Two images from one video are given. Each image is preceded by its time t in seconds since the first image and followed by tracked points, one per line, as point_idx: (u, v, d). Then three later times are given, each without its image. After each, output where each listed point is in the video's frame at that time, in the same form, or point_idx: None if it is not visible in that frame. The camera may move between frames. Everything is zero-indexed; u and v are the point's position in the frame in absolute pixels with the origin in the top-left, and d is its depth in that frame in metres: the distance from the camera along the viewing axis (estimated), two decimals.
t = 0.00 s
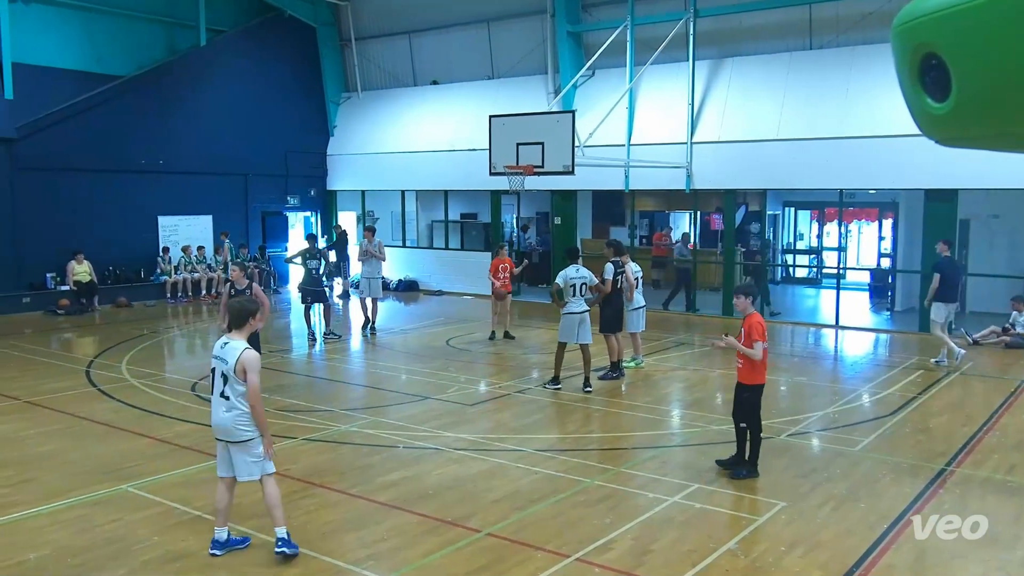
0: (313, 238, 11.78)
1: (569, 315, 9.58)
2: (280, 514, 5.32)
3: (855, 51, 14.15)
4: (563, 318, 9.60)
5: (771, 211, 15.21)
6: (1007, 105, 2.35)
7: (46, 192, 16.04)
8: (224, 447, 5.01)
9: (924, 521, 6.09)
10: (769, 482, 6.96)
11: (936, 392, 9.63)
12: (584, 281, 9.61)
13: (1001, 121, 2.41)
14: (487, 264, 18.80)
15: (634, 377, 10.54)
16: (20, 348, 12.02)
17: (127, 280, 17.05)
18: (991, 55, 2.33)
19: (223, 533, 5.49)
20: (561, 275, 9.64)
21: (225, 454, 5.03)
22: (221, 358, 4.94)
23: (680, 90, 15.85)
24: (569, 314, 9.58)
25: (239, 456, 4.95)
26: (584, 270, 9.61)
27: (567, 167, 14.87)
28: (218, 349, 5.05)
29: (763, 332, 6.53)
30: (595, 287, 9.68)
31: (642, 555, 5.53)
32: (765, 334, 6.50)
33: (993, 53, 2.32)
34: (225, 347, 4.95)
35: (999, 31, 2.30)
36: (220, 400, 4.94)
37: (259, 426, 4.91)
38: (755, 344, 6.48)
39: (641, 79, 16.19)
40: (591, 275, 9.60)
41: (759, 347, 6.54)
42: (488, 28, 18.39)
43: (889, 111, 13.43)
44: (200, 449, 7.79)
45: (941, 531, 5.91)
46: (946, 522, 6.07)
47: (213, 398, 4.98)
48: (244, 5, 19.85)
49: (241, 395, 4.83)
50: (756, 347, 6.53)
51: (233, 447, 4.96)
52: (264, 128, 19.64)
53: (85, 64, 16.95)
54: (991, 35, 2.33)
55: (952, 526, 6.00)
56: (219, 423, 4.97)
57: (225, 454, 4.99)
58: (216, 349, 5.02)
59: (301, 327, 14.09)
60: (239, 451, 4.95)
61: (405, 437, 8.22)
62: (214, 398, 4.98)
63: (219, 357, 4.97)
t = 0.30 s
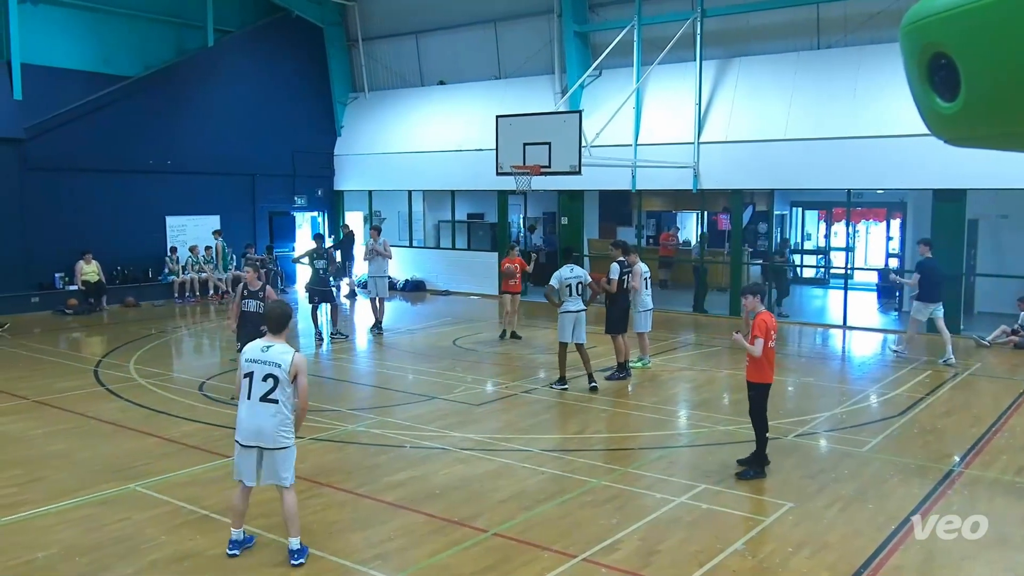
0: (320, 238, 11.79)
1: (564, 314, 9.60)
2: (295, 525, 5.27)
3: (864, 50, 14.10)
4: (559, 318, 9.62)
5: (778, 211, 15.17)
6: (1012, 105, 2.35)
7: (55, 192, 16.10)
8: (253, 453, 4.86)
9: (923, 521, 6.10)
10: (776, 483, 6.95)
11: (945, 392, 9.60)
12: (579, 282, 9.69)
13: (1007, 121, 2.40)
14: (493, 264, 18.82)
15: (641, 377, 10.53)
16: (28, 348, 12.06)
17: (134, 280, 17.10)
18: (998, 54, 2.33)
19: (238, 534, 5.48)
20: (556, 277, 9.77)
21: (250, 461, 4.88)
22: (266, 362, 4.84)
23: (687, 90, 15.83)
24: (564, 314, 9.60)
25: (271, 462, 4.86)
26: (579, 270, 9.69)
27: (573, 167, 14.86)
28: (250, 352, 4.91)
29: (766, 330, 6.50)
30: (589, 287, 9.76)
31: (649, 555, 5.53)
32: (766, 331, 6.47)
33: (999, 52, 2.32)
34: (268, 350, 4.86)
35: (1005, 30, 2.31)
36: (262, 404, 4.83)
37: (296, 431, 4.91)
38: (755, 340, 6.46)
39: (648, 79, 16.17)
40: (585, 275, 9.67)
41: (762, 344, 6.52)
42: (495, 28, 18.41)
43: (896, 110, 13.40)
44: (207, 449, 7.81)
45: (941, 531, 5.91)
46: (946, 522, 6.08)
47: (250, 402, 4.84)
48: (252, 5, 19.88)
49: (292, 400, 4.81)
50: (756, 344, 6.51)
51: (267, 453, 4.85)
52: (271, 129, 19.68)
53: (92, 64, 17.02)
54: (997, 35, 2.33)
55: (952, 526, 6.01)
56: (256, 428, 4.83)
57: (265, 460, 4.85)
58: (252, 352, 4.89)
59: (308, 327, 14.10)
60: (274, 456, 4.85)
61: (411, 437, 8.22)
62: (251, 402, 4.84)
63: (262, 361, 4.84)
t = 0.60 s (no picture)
0: (328, 238, 11.81)
1: (567, 314, 9.60)
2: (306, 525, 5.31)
3: (874, 50, 14.04)
4: (562, 318, 9.63)
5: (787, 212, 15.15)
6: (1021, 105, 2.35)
7: (65, 193, 16.17)
8: (282, 458, 4.77)
9: (925, 521, 6.09)
10: (785, 484, 6.93)
11: (955, 393, 9.55)
12: (578, 280, 9.61)
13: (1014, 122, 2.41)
14: (502, 264, 18.83)
15: (649, 377, 10.52)
16: (39, 347, 12.13)
17: (144, 280, 17.16)
18: (1004, 52, 2.33)
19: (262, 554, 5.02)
20: (555, 276, 9.69)
21: (278, 467, 4.77)
22: (294, 362, 4.82)
23: (695, 90, 15.80)
24: (567, 313, 9.60)
25: (300, 464, 4.82)
26: (578, 269, 9.60)
27: (582, 167, 14.85)
28: (270, 355, 4.82)
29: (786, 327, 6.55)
30: (589, 285, 9.68)
31: (657, 556, 5.52)
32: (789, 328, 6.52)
33: (1005, 52, 2.33)
34: (292, 352, 4.84)
35: (1012, 29, 2.31)
36: (294, 406, 4.79)
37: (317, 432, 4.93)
38: (781, 336, 6.48)
39: (656, 79, 16.14)
40: (584, 273, 9.58)
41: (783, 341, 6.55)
42: (503, 28, 18.42)
43: (907, 110, 13.34)
44: (216, 448, 7.83)
45: (941, 531, 5.91)
46: (946, 522, 6.08)
47: (281, 405, 4.76)
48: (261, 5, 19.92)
49: (320, 398, 4.86)
50: (781, 341, 6.51)
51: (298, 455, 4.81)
52: (280, 129, 19.72)
53: (102, 64, 17.11)
54: (1005, 34, 2.33)
55: (952, 526, 6.00)
56: (288, 430, 4.76)
57: (299, 462, 4.82)
58: (276, 355, 4.82)
59: (316, 327, 14.12)
60: (304, 458, 4.83)
61: (419, 437, 8.23)
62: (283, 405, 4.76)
63: (288, 363, 4.80)
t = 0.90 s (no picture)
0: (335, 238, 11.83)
1: (572, 314, 9.60)
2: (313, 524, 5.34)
3: (881, 49, 14.00)
4: (567, 318, 9.63)
5: (796, 213, 14.96)
6: None
7: (74, 193, 16.24)
8: (305, 465, 4.80)
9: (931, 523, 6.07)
10: (792, 485, 6.92)
11: (962, 394, 9.52)
12: (584, 281, 9.59)
13: None
14: (508, 264, 18.84)
15: (656, 377, 10.51)
16: (48, 346, 12.18)
17: (151, 280, 17.22)
18: (1013, 51, 2.32)
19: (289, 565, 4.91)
20: (561, 276, 9.67)
21: (300, 475, 4.80)
22: (306, 368, 4.83)
23: (702, 90, 15.78)
24: (572, 313, 9.60)
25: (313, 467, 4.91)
26: (583, 269, 9.59)
27: (588, 167, 14.84)
28: (285, 363, 4.71)
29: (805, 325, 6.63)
30: (594, 285, 9.67)
31: (663, 556, 5.51)
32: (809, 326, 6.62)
33: (1018, 51, 2.31)
34: (301, 358, 4.81)
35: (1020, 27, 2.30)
36: (310, 412, 4.83)
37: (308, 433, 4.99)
38: (803, 334, 6.56)
39: (663, 79, 16.12)
40: (590, 274, 9.57)
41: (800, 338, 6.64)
42: (510, 28, 18.43)
43: (914, 110, 13.31)
44: (223, 447, 7.85)
45: (941, 531, 5.91)
46: (946, 522, 6.08)
47: (303, 413, 4.76)
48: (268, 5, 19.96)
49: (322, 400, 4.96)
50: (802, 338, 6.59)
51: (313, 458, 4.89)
52: (287, 129, 19.74)
53: (111, 65, 17.18)
54: (1016, 33, 2.32)
55: (952, 526, 6.00)
56: (309, 437, 4.81)
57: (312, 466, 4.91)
58: (290, 363, 4.74)
59: (323, 327, 14.13)
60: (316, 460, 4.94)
61: (426, 437, 8.24)
62: (304, 413, 4.76)
63: (301, 369, 4.79)
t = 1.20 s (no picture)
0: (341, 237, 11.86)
1: (577, 312, 9.63)
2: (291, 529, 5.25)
3: (886, 49, 13.99)
4: (572, 316, 9.66)
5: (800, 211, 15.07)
6: None
7: (82, 192, 16.31)
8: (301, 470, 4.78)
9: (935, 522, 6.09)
10: (797, 484, 6.93)
11: (967, 393, 9.51)
12: (588, 279, 9.61)
13: None
14: (513, 263, 18.87)
15: (661, 376, 10.53)
16: (55, 345, 12.24)
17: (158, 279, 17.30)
18: (1012, 54, 2.35)
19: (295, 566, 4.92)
20: (565, 274, 9.69)
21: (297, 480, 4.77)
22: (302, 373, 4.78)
23: (706, 89, 15.78)
24: (577, 312, 9.63)
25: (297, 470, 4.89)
26: (588, 269, 9.60)
27: (593, 167, 14.86)
28: (289, 370, 4.62)
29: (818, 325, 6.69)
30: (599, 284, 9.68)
31: (668, 554, 5.54)
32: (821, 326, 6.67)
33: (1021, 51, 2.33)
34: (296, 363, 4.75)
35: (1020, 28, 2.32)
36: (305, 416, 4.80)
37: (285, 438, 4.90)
38: (814, 334, 6.59)
39: (668, 79, 16.12)
40: (595, 272, 9.58)
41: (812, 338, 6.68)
42: (515, 29, 18.45)
43: (919, 110, 13.29)
44: (229, 445, 7.90)
45: (941, 531, 5.91)
46: (946, 521, 6.08)
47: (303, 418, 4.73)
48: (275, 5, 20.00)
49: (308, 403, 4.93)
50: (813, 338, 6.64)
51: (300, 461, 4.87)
52: (293, 129, 19.79)
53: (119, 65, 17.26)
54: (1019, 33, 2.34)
55: (952, 526, 6.01)
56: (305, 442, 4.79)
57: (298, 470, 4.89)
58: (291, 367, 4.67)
59: (329, 325, 14.19)
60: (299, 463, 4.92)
61: (431, 435, 8.27)
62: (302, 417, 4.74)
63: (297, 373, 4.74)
